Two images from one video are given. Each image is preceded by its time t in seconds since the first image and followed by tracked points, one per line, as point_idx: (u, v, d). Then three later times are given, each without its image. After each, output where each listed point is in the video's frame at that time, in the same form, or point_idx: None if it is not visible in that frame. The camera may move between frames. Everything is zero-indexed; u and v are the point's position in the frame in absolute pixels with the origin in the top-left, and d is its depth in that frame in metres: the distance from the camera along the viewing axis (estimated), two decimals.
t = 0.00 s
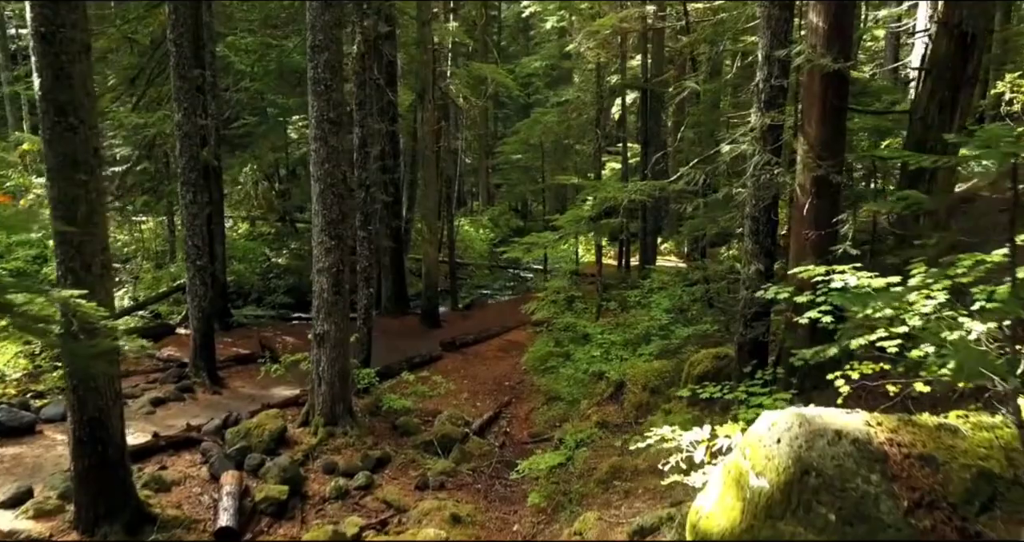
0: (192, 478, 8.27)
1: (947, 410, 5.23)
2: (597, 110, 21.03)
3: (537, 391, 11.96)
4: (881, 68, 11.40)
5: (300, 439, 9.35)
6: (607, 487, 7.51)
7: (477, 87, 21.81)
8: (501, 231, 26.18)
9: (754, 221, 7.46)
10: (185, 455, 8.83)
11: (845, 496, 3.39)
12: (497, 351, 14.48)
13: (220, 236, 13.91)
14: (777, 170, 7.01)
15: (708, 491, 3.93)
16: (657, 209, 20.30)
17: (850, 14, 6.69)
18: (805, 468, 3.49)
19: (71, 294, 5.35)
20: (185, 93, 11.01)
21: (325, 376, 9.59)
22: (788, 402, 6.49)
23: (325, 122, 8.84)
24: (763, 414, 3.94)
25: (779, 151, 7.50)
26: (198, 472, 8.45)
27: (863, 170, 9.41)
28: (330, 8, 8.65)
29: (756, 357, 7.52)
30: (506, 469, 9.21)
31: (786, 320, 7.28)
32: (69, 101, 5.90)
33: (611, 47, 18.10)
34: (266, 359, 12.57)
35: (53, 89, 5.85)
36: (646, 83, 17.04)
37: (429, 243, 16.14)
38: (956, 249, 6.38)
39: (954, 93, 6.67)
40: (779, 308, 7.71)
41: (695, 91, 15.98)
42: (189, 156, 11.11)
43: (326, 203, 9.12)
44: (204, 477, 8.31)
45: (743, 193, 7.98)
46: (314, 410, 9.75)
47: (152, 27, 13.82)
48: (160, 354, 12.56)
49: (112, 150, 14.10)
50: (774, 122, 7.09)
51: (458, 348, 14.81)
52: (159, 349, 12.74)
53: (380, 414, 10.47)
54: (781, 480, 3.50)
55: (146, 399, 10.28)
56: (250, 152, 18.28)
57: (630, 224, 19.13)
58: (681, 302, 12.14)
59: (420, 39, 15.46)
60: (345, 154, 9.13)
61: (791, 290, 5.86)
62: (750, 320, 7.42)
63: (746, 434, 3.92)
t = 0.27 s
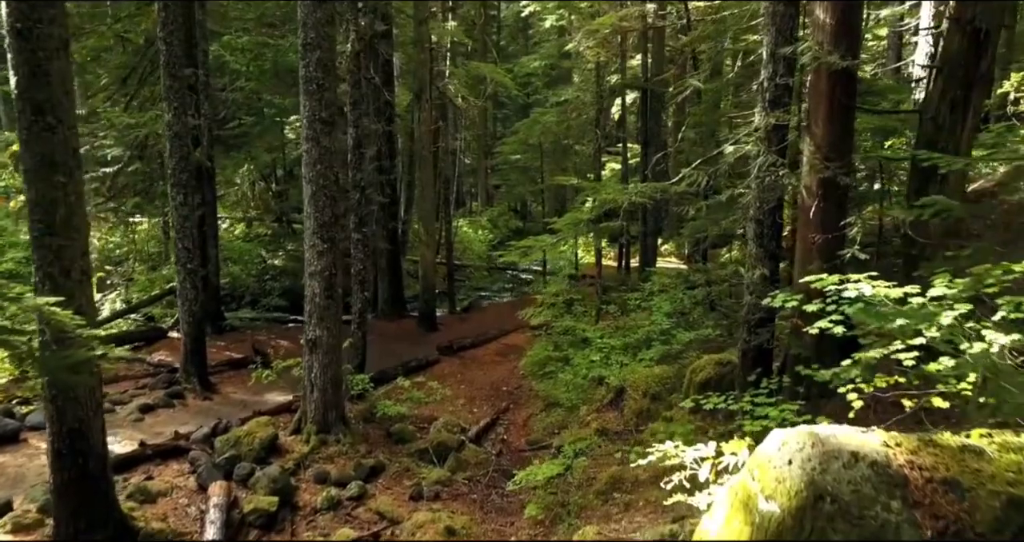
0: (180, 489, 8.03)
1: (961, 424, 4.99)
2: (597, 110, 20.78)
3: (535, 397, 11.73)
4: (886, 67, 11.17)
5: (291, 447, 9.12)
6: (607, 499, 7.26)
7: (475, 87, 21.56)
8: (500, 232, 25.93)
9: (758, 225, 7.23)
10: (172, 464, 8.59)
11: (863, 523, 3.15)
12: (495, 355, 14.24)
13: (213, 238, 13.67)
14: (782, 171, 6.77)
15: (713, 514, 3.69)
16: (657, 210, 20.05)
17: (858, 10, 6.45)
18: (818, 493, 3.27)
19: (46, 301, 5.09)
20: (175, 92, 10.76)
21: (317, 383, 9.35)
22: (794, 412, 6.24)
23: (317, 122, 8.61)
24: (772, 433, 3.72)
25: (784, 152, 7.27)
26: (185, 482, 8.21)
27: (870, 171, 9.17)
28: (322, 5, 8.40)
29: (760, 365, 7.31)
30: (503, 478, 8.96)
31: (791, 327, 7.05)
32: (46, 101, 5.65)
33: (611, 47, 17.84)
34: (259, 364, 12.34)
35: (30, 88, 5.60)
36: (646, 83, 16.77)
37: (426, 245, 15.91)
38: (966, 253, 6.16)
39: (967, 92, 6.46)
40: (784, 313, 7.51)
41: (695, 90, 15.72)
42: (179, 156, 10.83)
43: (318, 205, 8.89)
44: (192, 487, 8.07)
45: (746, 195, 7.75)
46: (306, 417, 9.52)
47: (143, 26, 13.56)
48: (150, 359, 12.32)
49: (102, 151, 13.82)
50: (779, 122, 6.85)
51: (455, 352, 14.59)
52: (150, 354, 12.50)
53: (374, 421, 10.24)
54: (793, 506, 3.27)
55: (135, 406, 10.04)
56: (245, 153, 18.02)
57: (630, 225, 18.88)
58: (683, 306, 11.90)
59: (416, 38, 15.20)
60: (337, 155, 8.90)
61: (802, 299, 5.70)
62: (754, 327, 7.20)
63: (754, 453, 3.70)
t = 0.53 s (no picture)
0: (168, 499, 7.81)
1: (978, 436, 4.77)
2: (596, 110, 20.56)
3: (533, 402, 11.50)
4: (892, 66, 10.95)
5: (284, 455, 8.90)
6: (607, 511, 7.02)
7: (474, 87, 21.32)
8: (499, 234, 25.69)
9: (763, 227, 7.00)
10: (161, 474, 8.37)
11: None
12: (493, 359, 14.02)
13: (206, 240, 13.44)
14: (787, 173, 6.55)
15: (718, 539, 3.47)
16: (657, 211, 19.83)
17: (866, 5, 6.24)
18: (834, 521, 3.06)
19: (21, 307, 4.86)
20: (166, 91, 10.53)
21: (311, 389, 9.14)
22: (802, 422, 6.01)
23: (310, 121, 8.40)
24: (782, 454, 3.52)
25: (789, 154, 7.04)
26: (174, 492, 7.98)
27: (876, 172, 8.95)
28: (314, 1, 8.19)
29: (765, 373, 7.08)
30: (500, 487, 8.73)
31: (797, 334, 6.82)
32: (23, 99, 5.42)
33: (611, 46, 17.61)
34: (253, 368, 12.11)
35: (6, 85, 5.38)
36: (647, 83, 16.55)
37: (423, 246, 15.68)
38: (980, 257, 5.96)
39: (979, 91, 6.37)
40: (789, 318, 7.28)
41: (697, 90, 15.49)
42: (170, 157, 10.61)
43: (310, 207, 8.67)
44: (180, 498, 7.85)
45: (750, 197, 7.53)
46: (299, 424, 9.29)
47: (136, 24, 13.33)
48: (142, 363, 12.09)
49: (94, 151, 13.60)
50: (785, 122, 6.62)
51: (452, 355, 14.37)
52: (141, 359, 12.27)
53: (369, 427, 10.03)
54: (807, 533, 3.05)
55: (124, 413, 9.82)
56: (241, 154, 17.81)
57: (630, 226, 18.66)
58: (684, 310, 11.68)
59: (414, 36, 14.99)
60: (331, 155, 8.68)
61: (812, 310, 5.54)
62: (759, 333, 6.97)
63: (763, 474, 3.49)
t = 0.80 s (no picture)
0: (155, 510, 7.58)
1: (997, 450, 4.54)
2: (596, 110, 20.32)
3: (532, 407, 11.27)
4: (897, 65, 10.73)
5: (275, 464, 8.67)
6: (607, 524, 6.78)
7: (472, 86, 21.08)
8: (498, 234, 25.45)
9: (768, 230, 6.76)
10: (149, 484, 8.14)
11: None
12: (491, 362, 13.78)
13: (200, 242, 13.20)
14: (794, 174, 6.31)
15: None
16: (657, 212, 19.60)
17: (876, 0, 6.03)
18: None
19: None
20: (156, 90, 10.30)
21: (303, 396, 8.91)
22: (810, 433, 5.78)
23: (302, 121, 8.17)
24: (797, 478, 3.29)
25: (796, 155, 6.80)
26: (161, 503, 7.75)
27: (884, 173, 8.72)
28: None
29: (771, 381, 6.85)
30: (498, 496, 8.49)
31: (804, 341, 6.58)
32: None
33: (611, 45, 17.37)
34: (246, 372, 11.88)
35: None
36: (647, 82, 16.31)
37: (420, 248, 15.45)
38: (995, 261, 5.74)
39: (994, 89, 6.21)
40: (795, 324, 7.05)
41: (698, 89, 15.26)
42: (161, 158, 10.38)
43: (302, 209, 8.44)
44: (168, 508, 7.62)
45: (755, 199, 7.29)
46: (291, 432, 9.06)
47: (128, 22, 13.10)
48: (133, 368, 11.86)
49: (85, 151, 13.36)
50: (792, 122, 6.38)
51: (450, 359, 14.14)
52: (133, 363, 12.03)
53: (364, 434, 9.80)
54: None
55: (112, 419, 9.59)
56: (236, 154, 17.58)
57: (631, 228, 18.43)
58: (686, 313, 11.45)
59: (411, 35, 14.75)
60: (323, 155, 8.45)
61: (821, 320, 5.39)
62: (764, 340, 6.75)
63: (775, 499, 3.26)
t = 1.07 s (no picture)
0: (142, 522, 7.36)
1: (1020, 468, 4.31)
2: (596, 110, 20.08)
3: (531, 413, 11.04)
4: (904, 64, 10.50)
5: (267, 474, 8.44)
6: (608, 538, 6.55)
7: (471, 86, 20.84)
8: (497, 235, 25.21)
9: (775, 235, 6.53)
10: (136, 495, 7.91)
11: None
12: (489, 366, 13.54)
13: (193, 244, 12.97)
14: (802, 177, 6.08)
15: None
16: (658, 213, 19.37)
17: None
18: None
19: None
20: (146, 90, 10.06)
21: (296, 404, 8.68)
22: (820, 446, 5.55)
23: (293, 121, 7.93)
24: (813, 507, 3.07)
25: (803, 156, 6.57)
26: (148, 515, 7.52)
27: (892, 174, 8.49)
28: None
29: (777, 390, 6.61)
30: (495, 506, 8.25)
31: (812, 349, 6.35)
32: None
33: (611, 44, 17.13)
34: (239, 378, 11.64)
35: None
36: (649, 81, 16.07)
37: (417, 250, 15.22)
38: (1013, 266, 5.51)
39: (1011, 87, 6.00)
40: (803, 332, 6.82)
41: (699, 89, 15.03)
42: (150, 159, 10.14)
43: (294, 212, 8.20)
44: (154, 521, 7.39)
45: (760, 201, 7.05)
46: (283, 440, 8.83)
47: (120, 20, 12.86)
48: (123, 374, 11.61)
49: (76, 152, 13.14)
50: (800, 123, 6.15)
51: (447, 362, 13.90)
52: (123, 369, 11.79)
53: (358, 442, 9.56)
54: None
55: (100, 427, 9.36)
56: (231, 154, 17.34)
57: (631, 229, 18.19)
58: (688, 317, 11.21)
59: (407, 34, 14.51)
60: (315, 156, 8.22)
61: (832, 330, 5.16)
62: (771, 348, 6.52)
63: (790, 530, 3.04)
